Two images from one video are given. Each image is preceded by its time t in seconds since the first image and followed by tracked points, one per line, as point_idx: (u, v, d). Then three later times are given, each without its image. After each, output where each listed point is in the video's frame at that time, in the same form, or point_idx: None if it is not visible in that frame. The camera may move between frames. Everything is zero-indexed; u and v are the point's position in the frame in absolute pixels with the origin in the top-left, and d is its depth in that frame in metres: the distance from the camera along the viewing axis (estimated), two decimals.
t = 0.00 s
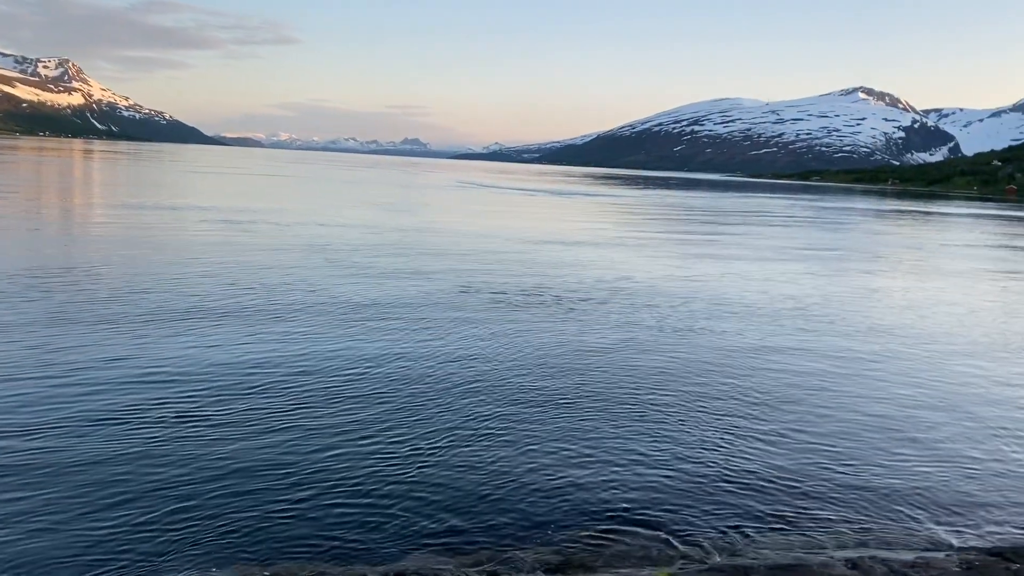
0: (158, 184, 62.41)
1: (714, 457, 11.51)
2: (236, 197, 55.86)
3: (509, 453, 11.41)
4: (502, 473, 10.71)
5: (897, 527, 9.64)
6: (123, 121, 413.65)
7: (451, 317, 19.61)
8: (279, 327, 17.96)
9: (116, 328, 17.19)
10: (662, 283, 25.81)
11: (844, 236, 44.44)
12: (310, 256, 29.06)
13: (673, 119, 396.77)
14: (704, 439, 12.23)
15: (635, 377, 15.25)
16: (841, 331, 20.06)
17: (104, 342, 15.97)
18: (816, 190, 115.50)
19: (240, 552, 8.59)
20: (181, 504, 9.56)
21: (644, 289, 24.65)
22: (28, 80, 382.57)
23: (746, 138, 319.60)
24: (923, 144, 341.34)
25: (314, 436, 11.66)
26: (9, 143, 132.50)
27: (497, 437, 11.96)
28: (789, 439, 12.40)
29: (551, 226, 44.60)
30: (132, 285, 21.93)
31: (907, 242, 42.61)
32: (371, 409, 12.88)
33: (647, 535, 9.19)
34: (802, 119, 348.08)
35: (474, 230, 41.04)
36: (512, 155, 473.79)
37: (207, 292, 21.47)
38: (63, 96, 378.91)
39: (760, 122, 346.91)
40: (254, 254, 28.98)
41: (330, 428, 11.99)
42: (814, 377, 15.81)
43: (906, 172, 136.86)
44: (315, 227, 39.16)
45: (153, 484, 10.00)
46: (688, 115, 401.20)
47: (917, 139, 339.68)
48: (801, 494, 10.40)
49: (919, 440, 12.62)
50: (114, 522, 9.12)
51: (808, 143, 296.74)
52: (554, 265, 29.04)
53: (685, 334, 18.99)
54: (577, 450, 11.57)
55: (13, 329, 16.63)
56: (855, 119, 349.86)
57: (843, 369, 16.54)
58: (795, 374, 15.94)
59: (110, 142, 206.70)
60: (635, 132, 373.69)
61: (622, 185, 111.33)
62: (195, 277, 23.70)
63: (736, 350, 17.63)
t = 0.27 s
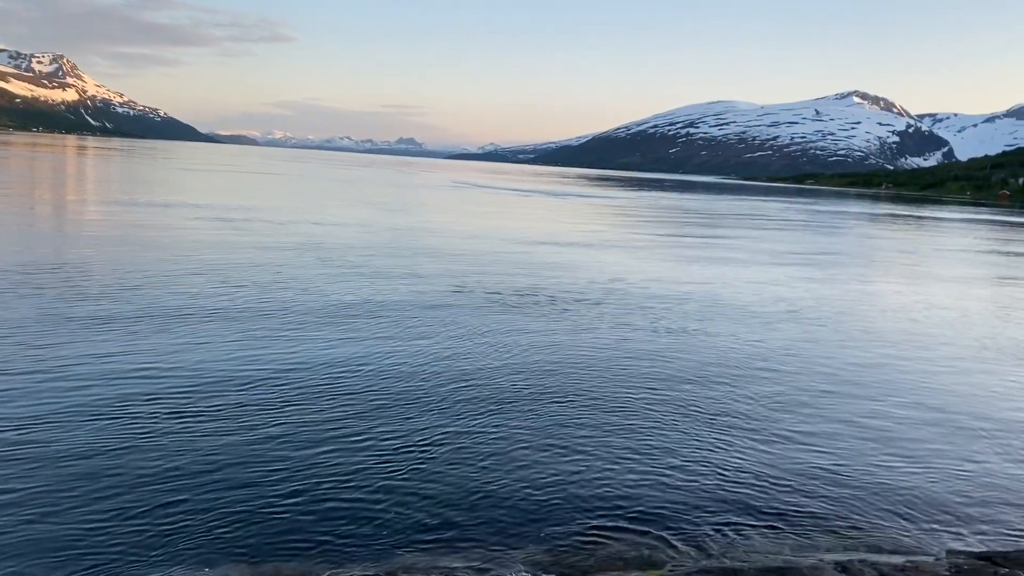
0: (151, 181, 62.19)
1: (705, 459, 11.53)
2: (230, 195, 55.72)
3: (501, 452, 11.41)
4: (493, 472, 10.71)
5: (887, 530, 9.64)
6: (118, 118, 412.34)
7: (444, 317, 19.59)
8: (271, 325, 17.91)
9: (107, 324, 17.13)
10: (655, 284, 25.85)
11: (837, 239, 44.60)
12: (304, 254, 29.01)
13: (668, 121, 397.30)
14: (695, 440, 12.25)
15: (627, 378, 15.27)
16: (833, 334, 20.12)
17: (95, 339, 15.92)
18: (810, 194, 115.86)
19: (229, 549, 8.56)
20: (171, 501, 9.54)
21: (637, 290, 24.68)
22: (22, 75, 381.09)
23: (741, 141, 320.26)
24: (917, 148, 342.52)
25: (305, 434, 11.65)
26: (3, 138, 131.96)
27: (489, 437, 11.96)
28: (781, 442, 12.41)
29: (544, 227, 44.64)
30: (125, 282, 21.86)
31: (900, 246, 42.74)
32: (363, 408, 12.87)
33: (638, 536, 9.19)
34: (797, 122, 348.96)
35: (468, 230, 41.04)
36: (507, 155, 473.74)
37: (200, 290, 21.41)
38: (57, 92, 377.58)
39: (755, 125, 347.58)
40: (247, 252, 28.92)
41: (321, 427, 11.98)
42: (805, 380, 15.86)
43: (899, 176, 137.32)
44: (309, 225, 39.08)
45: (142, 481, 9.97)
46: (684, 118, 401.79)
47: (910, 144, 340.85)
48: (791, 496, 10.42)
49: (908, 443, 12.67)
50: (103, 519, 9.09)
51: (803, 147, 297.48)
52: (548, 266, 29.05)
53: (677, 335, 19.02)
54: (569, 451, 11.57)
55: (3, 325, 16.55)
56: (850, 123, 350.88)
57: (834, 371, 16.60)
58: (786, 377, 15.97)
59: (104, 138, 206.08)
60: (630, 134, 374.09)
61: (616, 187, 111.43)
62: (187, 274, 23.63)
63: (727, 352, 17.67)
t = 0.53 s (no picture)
0: (148, 177, 62.15)
1: (699, 461, 11.53)
2: (228, 192, 55.70)
3: (494, 452, 11.41)
4: (487, 473, 10.69)
5: (880, 535, 9.65)
6: (115, 114, 411.66)
7: (440, 316, 19.63)
8: (267, 323, 17.91)
9: (102, 320, 17.11)
10: (651, 286, 25.92)
11: (833, 243, 44.74)
12: (302, 252, 29.04)
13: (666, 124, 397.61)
14: (690, 443, 12.23)
15: (622, 380, 15.29)
16: (828, 337, 20.20)
17: (89, 335, 15.90)
18: (807, 198, 116.09)
19: (223, 545, 8.56)
20: (165, 497, 9.54)
21: (633, 291, 24.74)
22: (20, 70, 380.29)
23: (738, 144, 320.78)
24: (914, 153, 343.21)
25: (299, 433, 11.64)
26: None
27: (483, 437, 11.95)
28: (775, 445, 12.43)
29: (541, 227, 44.71)
30: (122, 278, 21.88)
31: (896, 250, 42.83)
32: (358, 406, 12.88)
33: (630, 539, 9.15)
34: (794, 126, 349.47)
35: (466, 230, 41.11)
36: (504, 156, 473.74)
37: (197, 287, 21.42)
38: (55, 87, 376.79)
39: (752, 129, 348.06)
40: (244, 249, 28.92)
41: (316, 424, 11.98)
42: (800, 383, 15.90)
43: (896, 181, 137.71)
44: (306, 224, 39.13)
45: (136, 477, 9.96)
46: (682, 120, 402.28)
47: (907, 149, 341.72)
48: (785, 501, 10.40)
49: (902, 448, 12.68)
50: (97, 514, 9.09)
51: (800, 150, 298.07)
52: (545, 266, 29.09)
53: (673, 337, 19.09)
54: (562, 452, 11.57)
55: None
56: (847, 127, 351.59)
57: (828, 375, 16.65)
58: (781, 379, 16.01)
59: (102, 134, 205.98)
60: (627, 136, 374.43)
61: (614, 189, 111.61)
62: (184, 271, 23.64)
63: (722, 354, 17.72)
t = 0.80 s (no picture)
0: (147, 174, 62.16)
1: (695, 464, 11.63)
2: (227, 190, 55.72)
3: (493, 453, 11.49)
4: (486, 473, 10.77)
5: (874, 539, 9.76)
6: (115, 110, 411.35)
7: (439, 316, 19.73)
8: (266, 321, 17.99)
9: (101, 317, 17.17)
10: (649, 289, 26.03)
11: (830, 248, 44.90)
12: (301, 251, 29.11)
13: (665, 127, 397.93)
14: (686, 446, 12.32)
15: (620, 382, 15.40)
16: (824, 341, 20.33)
17: (89, 332, 15.96)
18: (805, 202, 116.31)
19: (223, 540, 8.64)
20: (166, 493, 9.62)
21: (631, 294, 24.86)
22: (20, 66, 379.90)
23: (737, 148, 321.14)
24: (912, 159, 343.74)
25: (299, 431, 11.73)
26: None
27: (482, 437, 12.04)
28: (770, 448, 12.54)
29: (539, 228, 44.81)
30: (122, 274, 21.94)
31: (892, 256, 42.99)
32: (357, 405, 12.97)
33: (627, 541, 9.23)
34: (793, 131, 349.87)
35: (464, 230, 41.18)
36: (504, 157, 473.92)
37: (196, 285, 21.49)
38: (55, 83, 376.51)
39: (752, 132, 348.45)
40: (242, 247, 28.98)
41: (316, 423, 12.06)
42: (796, 386, 16.02)
43: (894, 187, 138.02)
44: (305, 223, 39.20)
45: (137, 472, 10.04)
46: (681, 123, 402.64)
47: (906, 155, 342.31)
48: (781, 504, 10.49)
49: (897, 453, 12.79)
50: (99, 509, 9.16)
51: (799, 155, 298.49)
52: (543, 268, 29.19)
53: (670, 339, 19.20)
54: (560, 453, 11.66)
55: None
56: (846, 132, 352.12)
57: (824, 379, 16.78)
58: (777, 383, 16.12)
59: (100, 130, 205.79)
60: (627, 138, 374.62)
61: (612, 191, 111.72)
62: (184, 269, 23.71)
63: (720, 357, 17.84)
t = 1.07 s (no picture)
0: (147, 169, 62.01)
1: (694, 465, 11.52)
2: (227, 186, 55.59)
3: (490, 451, 11.39)
4: (482, 472, 10.67)
5: (875, 545, 9.59)
6: (116, 105, 411.13)
7: (439, 315, 19.63)
8: (264, 317, 17.88)
9: (98, 312, 17.06)
10: (650, 290, 25.93)
11: (831, 251, 44.81)
12: (301, 248, 29.00)
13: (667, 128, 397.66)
14: (685, 447, 12.21)
15: (620, 383, 15.29)
16: (825, 344, 20.23)
17: (85, 326, 15.86)
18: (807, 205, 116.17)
19: (216, 537, 8.54)
20: (161, 490, 9.52)
21: (632, 294, 24.76)
22: (22, 59, 379.66)
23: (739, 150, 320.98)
24: (914, 163, 343.43)
25: (295, 428, 11.63)
26: None
27: (480, 436, 11.94)
28: (771, 450, 12.40)
29: (540, 228, 44.71)
30: (120, 269, 21.83)
31: (895, 259, 42.81)
32: (354, 402, 12.87)
33: (624, 542, 9.10)
34: (795, 133, 349.70)
35: (465, 229, 41.06)
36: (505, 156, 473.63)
37: (195, 280, 21.38)
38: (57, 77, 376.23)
39: (753, 134, 348.26)
40: (243, 244, 28.87)
41: (312, 420, 11.96)
42: (798, 389, 15.92)
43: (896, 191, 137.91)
44: (306, 220, 39.06)
45: (132, 470, 9.94)
46: (683, 125, 402.48)
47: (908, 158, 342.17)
48: (780, 507, 10.37)
49: (898, 457, 12.68)
50: (91, 505, 9.06)
51: (800, 158, 298.38)
52: (544, 267, 29.08)
53: (671, 340, 19.10)
54: (559, 453, 11.56)
55: None
56: (848, 135, 351.99)
57: (825, 381, 16.68)
58: (778, 385, 16.02)
59: (101, 125, 205.54)
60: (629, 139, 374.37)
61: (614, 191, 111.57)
62: (183, 264, 23.59)
63: (721, 358, 17.74)
